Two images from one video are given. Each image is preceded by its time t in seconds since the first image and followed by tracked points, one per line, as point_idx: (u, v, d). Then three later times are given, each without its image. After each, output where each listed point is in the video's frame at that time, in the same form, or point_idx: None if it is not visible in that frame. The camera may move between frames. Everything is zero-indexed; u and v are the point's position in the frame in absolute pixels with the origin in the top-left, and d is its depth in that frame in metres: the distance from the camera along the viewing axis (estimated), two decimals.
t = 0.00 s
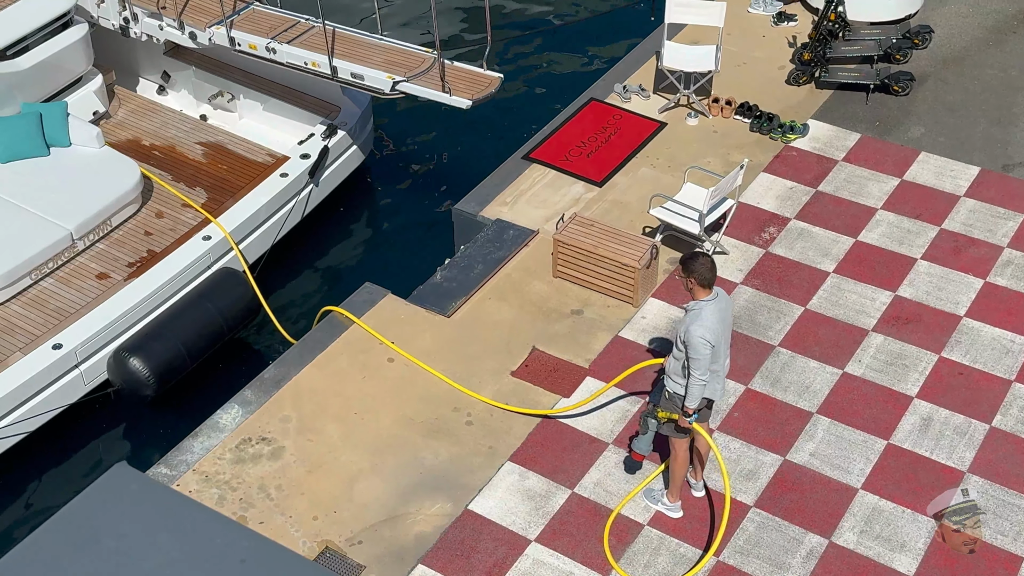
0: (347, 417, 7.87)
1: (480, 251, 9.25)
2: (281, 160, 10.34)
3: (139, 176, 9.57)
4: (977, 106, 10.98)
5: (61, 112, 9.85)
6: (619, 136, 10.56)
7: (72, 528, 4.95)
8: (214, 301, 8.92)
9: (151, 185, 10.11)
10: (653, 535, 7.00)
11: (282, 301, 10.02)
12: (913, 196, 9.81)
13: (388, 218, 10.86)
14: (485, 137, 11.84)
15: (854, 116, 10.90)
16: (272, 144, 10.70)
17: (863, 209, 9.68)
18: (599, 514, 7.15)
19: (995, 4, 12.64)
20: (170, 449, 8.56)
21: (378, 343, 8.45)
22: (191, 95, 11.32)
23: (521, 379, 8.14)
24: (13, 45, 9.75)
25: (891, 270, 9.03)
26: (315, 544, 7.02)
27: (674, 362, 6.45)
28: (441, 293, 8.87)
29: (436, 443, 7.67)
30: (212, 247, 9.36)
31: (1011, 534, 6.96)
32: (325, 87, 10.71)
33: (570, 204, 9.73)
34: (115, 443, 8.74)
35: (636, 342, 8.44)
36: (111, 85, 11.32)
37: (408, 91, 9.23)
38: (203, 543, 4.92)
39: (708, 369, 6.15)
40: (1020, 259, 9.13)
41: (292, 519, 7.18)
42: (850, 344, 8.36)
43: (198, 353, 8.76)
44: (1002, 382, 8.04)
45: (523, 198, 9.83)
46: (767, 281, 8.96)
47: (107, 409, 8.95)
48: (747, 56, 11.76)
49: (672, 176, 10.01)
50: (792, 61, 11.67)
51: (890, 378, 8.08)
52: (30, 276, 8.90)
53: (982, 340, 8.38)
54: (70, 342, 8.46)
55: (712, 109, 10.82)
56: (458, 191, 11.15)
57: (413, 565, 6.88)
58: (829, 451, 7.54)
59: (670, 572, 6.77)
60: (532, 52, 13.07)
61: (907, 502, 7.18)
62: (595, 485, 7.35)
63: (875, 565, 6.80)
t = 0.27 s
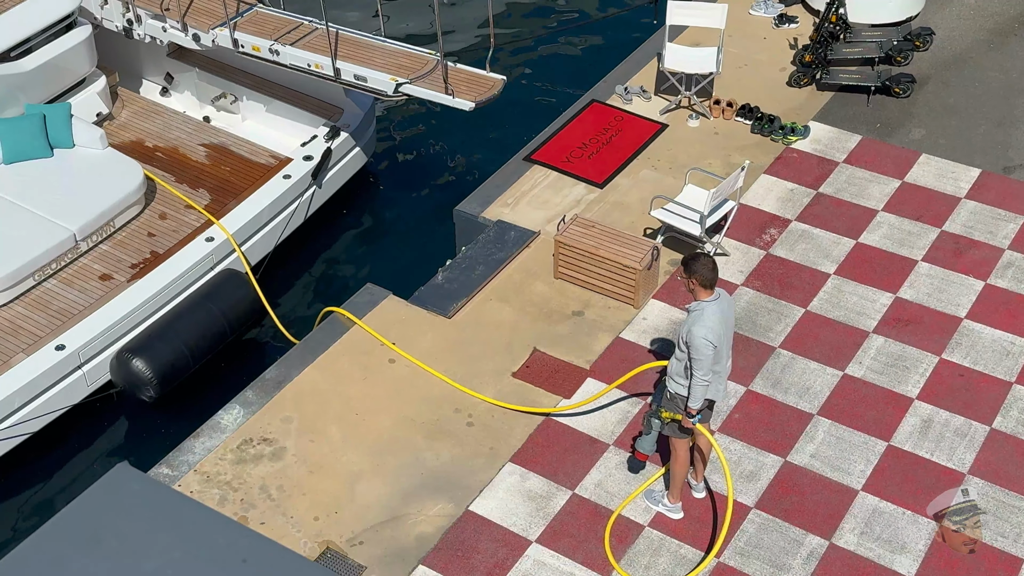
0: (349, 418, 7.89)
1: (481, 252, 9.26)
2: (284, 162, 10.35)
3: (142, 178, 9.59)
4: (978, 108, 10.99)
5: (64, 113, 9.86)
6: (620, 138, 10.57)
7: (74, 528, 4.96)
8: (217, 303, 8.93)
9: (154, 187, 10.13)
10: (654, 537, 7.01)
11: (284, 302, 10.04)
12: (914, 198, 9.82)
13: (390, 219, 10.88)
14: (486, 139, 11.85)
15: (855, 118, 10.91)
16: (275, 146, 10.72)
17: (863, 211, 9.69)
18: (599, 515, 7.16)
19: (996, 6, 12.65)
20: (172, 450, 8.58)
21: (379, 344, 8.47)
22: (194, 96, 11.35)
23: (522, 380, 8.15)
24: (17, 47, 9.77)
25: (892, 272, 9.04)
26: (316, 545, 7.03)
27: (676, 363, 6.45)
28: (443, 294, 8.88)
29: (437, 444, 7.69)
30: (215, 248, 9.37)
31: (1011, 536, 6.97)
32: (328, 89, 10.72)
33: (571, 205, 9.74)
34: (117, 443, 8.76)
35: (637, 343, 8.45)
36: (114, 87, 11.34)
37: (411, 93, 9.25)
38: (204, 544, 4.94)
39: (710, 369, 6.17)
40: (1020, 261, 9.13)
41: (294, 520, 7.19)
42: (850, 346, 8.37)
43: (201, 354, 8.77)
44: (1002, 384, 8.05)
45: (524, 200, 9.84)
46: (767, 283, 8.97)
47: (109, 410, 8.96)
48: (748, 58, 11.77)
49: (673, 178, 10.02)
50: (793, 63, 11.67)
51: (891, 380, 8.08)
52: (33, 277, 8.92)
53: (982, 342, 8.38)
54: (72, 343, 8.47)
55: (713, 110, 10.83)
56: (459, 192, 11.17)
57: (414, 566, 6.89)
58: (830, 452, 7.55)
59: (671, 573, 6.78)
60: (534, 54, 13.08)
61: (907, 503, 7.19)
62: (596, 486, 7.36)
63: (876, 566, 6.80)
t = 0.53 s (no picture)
0: (350, 418, 7.89)
1: (483, 253, 9.27)
2: (286, 164, 10.35)
3: (144, 179, 9.60)
4: (979, 110, 10.99)
5: (67, 115, 9.87)
6: (621, 139, 10.58)
7: (74, 529, 4.97)
8: (219, 304, 8.93)
9: (157, 188, 10.13)
10: (655, 538, 7.01)
11: (285, 303, 10.04)
12: (915, 200, 9.82)
13: (391, 221, 10.88)
14: (488, 140, 11.86)
15: (856, 120, 10.91)
16: (278, 147, 10.76)
17: (865, 212, 9.69)
18: (600, 516, 7.16)
19: (997, 8, 12.65)
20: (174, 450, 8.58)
21: (380, 345, 8.47)
22: (196, 97, 11.40)
23: (522, 381, 8.16)
24: (20, 48, 9.79)
25: (893, 273, 9.04)
26: (317, 545, 7.03)
27: (676, 364, 6.44)
28: (444, 295, 8.88)
29: (438, 445, 7.69)
30: (217, 250, 9.37)
31: (1012, 538, 6.96)
32: (331, 91, 10.71)
33: (572, 207, 9.75)
34: (118, 444, 8.77)
35: (638, 344, 8.45)
36: (117, 88, 11.35)
37: (414, 95, 9.25)
38: (205, 544, 4.94)
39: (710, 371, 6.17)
40: (1022, 263, 9.13)
41: (295, 521, 7.19)
42: (851, 348, 8.37)
43: (203, 355, 8.77)
44: (1004, 386, 8.04)
45: (526, 201, 9.85)
46: (768, 284, 8.97)
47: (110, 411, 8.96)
48: (749, 60, 11.77)
49: (675, 179, 10.02)
50: (794, 64, 11.67)
51: (892, 382, 8.08)
52: (36, 278, 8.92)
53: (984, 344, 8.38)
54: (75, 344, 8.48)
55: (714, 112, 10.81)
56: (461, 194, 11.17)
57: (415, 566, 6.89)
58: (831, 454, 7.55)
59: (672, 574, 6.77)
60: (536, 56, 13.09)
61: (908, 505, 7.18)
62: (597, 487, 7.35)
63: (876, 568, 6.80)
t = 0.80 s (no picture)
0: (351, 419, 7.89)
1: (484, 254, 9.27)
2: (288, 166, 10.35)
3: (147, 181, 9.60)
4: (980, 112, 10.99)
5: (70, 116, 9.87)
6: (622, 140, 10.58)
7: (75, 529, 4.97)
8: (221, 306, 8.94)
9: (159, 190, 10.14)
10: (655, 539, 7.01)
11: (286, 304, 10.05)
12: (916, 201, 9.82)
13: (392, 221, 10.88)
14: (489, 141, 11.86)
15: (857, 121, 10.91)
16: (281, 149, 10.81)
17: (866, 214, 9.69)
18: (601, 518, 7.16)
19: (998, 9, 12.65)
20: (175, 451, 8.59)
21: (381, 346, 8.47)
22: (199, 99, 11.45)
23: (523, 382, 8.16)
24: (22, 49, 9.79)
25: (894, 275, 9.04)
26: (317, 546, 7.03)
27: (675, 366, 6.45)
28: (445, 296, 8.89)
29: (439, 446, 7.69)
30: (219, 251, 9.38)
31: (1013, 540, 6.96)
32: (333, 93, 10.71)
33: (574, 208, 9.75)
34: (119, 445, 8.77)
35: (639, 346, 8.45)
36: (119, 90, 11.35)
37: (416, 97, 9.26)
38: (206, 544, 4.94)
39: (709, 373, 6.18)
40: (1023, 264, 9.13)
41: (295, 521, 7.19)
42: (852, 349, 8.37)
43: (205, 357, 8.78)
44: (1005, 388, 8.04)
45: (527, 202, 9.85)
46: (769, 285, 8.97)
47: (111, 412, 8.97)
48: (751, 61, 11.77)
49: (676, 180, 10.03)
50: (796, 66, 11.67)
51: (893, 383, 8.08)
52: (38, 279, 8.93)
53: (985, 346, 8.38)
54: (77, 346, 8.48)
55: (715, 113, 10.83)
56: (462, 195, 11.18)
57: (416, 567, 6.89)
58: (831, 455, 7.54)
59: None
60: (537, 57, 13.09)
61: (909, 507, 7.18)
62: (597, 489, 7.35)
63: (877, 569, 6.80)
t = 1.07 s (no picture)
0: (351, 420, 7.89)
1: (485, 255, 9.27)
2: (291, 167, 10.35)
3: (149, 182, 9.61)
4: (981, 114, 10.99)
5: (72, 118, 9.88)
6: (623, 142, 10.58)
7: (75, 530, 4.97)
8: (223, 308, 8.94)
9: (161, 192, 10.15)
10: (656, 540, 7.00)
11: (287, 304, 10.05)
12: (917, 203, 9.82)
13: (393, 223, 10.89)
14: (490, 142, 11.87)
15: (858, 123, 10.91)
16: (283, 152, 10.77)
17: (867, 215, 9.69)
18: (601, 519, 7.16)
19: (1000, 11, 12.65)
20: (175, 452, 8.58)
21: (382, 347, 8.47)
22: (201, 101, 11.41)
23: (524, 384, 8.16)
24: (25, 51, 9.79)
25: (895, 276, 9.04)
26: (318, 547, 7.03)
27: (672, 369, 6.45)
28: (446, 297, 8.89)
29: (439, 447, 7.69)
30: (221, 253, 9.39)
31: (1014, 542, 6.96)
32: (336, 95, 10.73)
33: (575, 209, 9.75)
34: (120, 446, 8.77)
35: (640, 347, 8.45)
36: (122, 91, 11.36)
37: (419, 99, 9.27)
38: (208, 545, 4.94)
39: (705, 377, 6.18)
40: None
41: (296, 522, 7.19)
42: (853, 351, 8.36)
43: (207, 359, 8.78)
44: (1006, 389, 8.04)
45: (528, 203, 9.85)
46: (770, 287, 8.97)
47: (112, 413, 8.97)
48: (752, 63, 11.77)
49: (677, 182, 10.03)
50: (797, 68, 11.68)
51: (894, 385, 8.08)
52: (40, 281, 8.94)
53: (986, 348, 8.38)
54: (79, 347, 8.49)
55: (716, 115, 10.83)
56: (463, 196, 11.18)
57: (416, 568, 6.89)
58: (832, 457, 7.54)
59: None
60: (538, 58, 13.10)
61: (910, 509, 7.18)
62: (598, 490, 7.35)
63: (877, 571, 6.79)
